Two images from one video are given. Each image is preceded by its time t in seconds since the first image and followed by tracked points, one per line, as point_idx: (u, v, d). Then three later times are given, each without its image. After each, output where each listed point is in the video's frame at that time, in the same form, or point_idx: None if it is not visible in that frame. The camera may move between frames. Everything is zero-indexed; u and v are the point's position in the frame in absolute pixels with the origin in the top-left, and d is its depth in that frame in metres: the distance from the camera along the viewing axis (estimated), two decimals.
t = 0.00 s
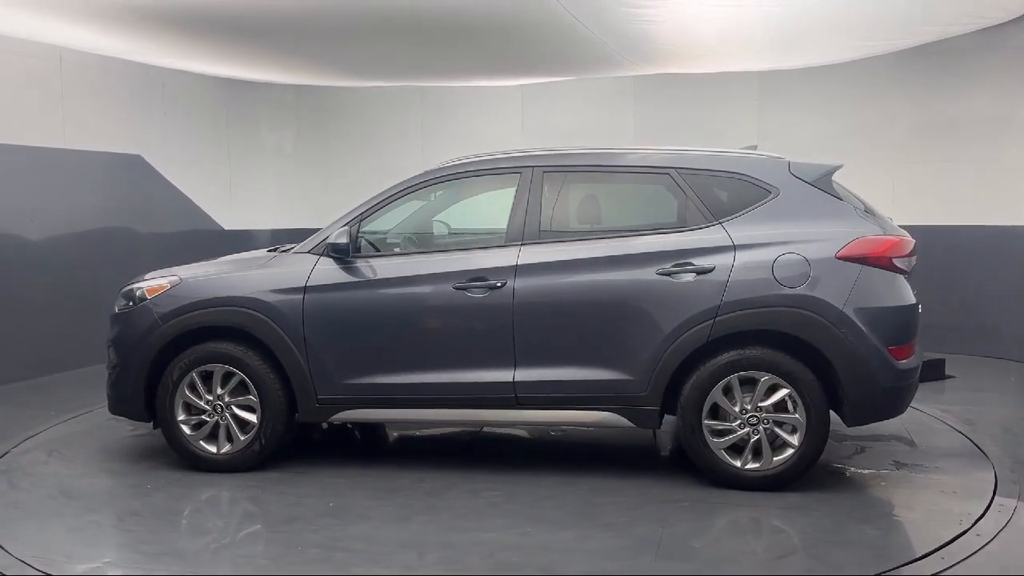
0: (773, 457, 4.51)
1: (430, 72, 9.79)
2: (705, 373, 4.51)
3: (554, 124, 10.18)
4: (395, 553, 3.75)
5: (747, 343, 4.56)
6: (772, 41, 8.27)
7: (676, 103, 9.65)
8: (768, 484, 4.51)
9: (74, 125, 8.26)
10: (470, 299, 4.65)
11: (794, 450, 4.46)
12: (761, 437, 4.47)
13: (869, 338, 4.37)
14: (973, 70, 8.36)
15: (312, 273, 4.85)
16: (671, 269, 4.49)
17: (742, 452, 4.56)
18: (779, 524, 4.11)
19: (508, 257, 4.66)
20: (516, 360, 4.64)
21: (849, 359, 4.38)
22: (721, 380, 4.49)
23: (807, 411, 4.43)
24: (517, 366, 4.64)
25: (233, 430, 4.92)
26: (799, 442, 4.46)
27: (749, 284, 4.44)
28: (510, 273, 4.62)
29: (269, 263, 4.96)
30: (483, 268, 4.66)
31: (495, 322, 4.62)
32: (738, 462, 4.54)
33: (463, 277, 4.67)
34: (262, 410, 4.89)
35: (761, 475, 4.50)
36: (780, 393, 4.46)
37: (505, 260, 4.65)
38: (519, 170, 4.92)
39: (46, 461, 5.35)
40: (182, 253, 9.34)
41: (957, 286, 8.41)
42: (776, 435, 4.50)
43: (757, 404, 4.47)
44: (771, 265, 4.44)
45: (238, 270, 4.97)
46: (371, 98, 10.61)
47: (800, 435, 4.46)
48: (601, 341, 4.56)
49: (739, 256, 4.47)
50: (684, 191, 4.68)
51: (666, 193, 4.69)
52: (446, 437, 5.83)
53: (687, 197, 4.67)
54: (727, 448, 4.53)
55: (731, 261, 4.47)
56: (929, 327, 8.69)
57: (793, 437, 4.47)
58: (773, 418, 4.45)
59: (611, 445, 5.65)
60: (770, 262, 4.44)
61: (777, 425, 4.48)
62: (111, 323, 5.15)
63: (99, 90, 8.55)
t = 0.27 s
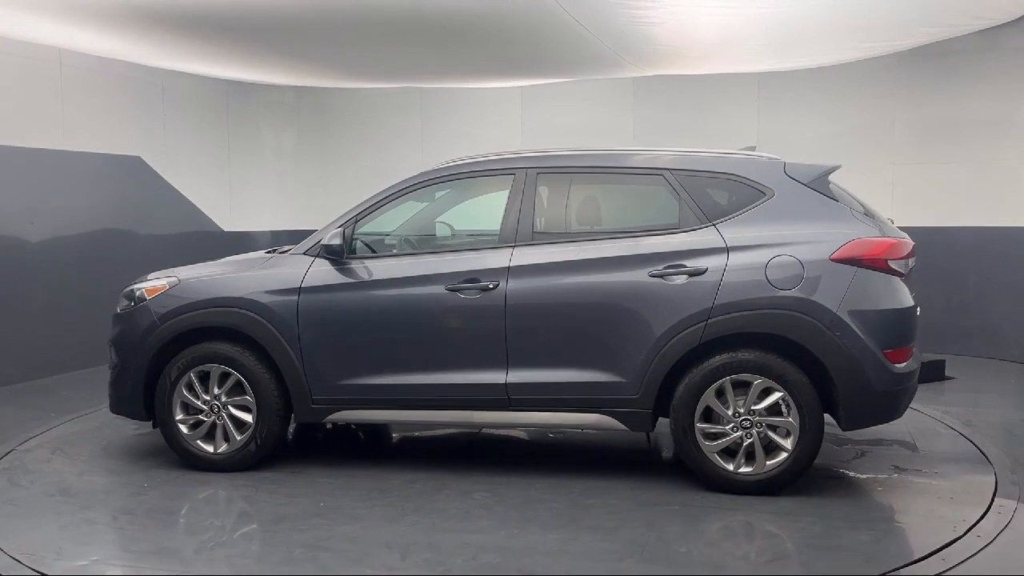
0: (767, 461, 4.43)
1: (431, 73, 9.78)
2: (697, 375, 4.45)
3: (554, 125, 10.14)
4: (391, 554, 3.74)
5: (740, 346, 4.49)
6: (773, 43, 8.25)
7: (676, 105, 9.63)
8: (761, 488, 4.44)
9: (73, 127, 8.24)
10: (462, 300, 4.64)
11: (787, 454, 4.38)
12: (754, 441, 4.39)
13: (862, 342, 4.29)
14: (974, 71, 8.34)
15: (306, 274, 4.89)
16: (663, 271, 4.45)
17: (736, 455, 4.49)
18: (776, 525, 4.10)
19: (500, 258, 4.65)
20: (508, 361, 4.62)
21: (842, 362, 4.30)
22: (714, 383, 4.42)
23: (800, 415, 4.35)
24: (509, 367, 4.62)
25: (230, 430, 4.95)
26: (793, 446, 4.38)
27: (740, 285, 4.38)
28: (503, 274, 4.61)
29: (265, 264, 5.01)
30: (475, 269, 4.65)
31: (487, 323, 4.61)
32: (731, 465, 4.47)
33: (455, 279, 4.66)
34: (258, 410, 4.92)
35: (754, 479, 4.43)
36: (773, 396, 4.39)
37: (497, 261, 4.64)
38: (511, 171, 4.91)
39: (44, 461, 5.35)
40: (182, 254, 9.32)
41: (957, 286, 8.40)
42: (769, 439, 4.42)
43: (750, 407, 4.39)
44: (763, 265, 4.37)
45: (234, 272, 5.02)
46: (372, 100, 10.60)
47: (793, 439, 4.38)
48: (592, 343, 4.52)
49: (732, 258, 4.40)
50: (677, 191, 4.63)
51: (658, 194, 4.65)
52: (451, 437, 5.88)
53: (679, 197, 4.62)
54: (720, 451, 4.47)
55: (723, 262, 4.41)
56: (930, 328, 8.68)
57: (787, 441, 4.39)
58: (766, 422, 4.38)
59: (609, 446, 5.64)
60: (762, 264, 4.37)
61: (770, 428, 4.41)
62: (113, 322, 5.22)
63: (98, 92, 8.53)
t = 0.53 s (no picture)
0: (760, 463, 4.37)
1: (430, 74, 9.78)
2: (689, 377, 4.41)
3: (553, 125, 10.13)
4: (388, 555, 3.74)
5: (734, 347, 4.44)
6: (773, 43, 8.24)
7: (675, 106, 9.63)
8: (754, 491, 4.38)
9: (72, 128, 8.24)
10: (454, 301, 4.64)
11: (779, 457, 4.32)
12: (747, 444, 4.34)
13: (857, 344, 4.23)
14: (974, 72, 8.34)
15: (302, 274, 4.91)
16: (655, 272, 4.41)
17: (729, 457, 4.44)
18: (773, 526, 4.10)
19: (494, 258, 4.65)
20: (500, 362, 4.61)
21: (836, 365, 4.24)
22: (706, 385, 4.38)
23: (793, 417, 4.28)
24: (501, 368, 4.61)
25: (227, 429, 4.98)
26: (785, 450, 4.31)
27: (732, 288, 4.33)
28: (495, 275, 4.61)
29: (261, 265, 5.03)
30: (465, 270, 4.65)
31: (479, 324, 4.60)
32: (724, 468, 4.42)
33: (447, 280, 4.66)
34: (254, 410, 4.94)
35: (747, 482, 4.38)
36: (766, 398, 4.33)
37: (489, 262, 4.64)
38: (504, 172, 4.91)
39: (43, 462, 5.35)
40: (181, 256, 9.32)
41: (957, 287, 8.40)
42: (762, 442, 4.36)
43: (742, 409, 4.34)
44: (756, 267, 4.32)
45: (231, 271, 5.04)
46: (372, 101, 10.62)
47: (786, 443, 4.31)
48: (586, 345, 4.50)
49: (724, 260, 4.36)
50: (670, 191, 4.61)
51: (652, 195, 4.63)
52: (451, 437, 5.90)
53: (672, 197, 4.59)
54: (713, 453, 4.42)
55: (715, 264, 4.37)
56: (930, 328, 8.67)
57: (780, 444, 4.33)
58: (759, 424, 4.32)
59: (607, 446, 5.64)
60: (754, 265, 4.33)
61: (764, 431, 4.35)
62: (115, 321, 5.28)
63: (97, 93, 8.53)
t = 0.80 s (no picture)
0: (752, 466, 4.34)
1: (430, 74, 9.77)
2: (680, 378, 4.39)
3: (552, 125, 10.12)
4: (389, 555, 3.74)
5: (726, 349, 4.41)
6: (772, 43, 8.22)
7: (675, 106, 9.62)
8: (746, 494, 4.35)
9: (72, 129, 8.23)
10: (447, 301, 4.65)
11: (771, 460, 4.29)
12: (738, 446, 4.31)
13: (851, 346, 4.20)
14: (973, 71, 8.34)
15: (297, 274, 4.94)
16: (646, 273, 4.41)
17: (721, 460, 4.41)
18: (774, 526, 4.10)
19: (485, 258, 4.66)
20: (492, 363, 4.61)
21: (828, 366, 4.21)
22: (697, 387, 4.35)
23: (785, 419, 4.25)
24: (494, 368, 4.61)
25: (224, 427, 5.01)
26: (777, 452, 4.28)
27: (723, 289, 4.32)
28: (487, 274, 4.62)
29: (257, 264, 5.06)
30: (457, 270, 4.66)
31: (471, 324, 4.61)
32: (715, 471, 4.39)
33: (440, 279, 4.68)
34: (250, 409, 4.97)
35: (739, 485, 4.34)
36: (758, 400, 4.30)
37: (481, 262, 4.65)
38: (499, 171, 4.90)
39: (42, 462, 5.35)
40: (181, 256, 9.31)
41: (957, 287, 8.41)
42: (754, 444, 4.33)
43: (734, 411, 4.31)
44: (748, 268, 4.30)
45: (228, 271, 5.08)
46: (371, 102, 10.63)
47: (778, 445, 4.28)
48: (576, 344, 4.50)
49: (716, 260, 4.35)
50: (664, 191, 4.59)
51: (643, 196, 4.62)
52: (451, 437, 5.91)
53: (664, 197, 4.58)
54: (704, 455, 4.39)
55: (707, 265, 4.35)
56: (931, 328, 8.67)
57: (771, 447, 4.30)
58: (750, 427, 4.29)
59: (606, 446, 5.63)
60: (746, 266, 4.31)
61: (755, 433, 4.32)
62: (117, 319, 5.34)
63: (97, 94, 8.51)
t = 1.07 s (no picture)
0: (744, 469, 4.32)
1: (430, 75, 9.77)
2: (672, 380, 4.36)
3: (552, 125, 10.11)
4: (391, 556, 3.75)
5: (718, 350, 4.39)
6: (772, 43, 8.21)
7: (674, 106, 9.61)
8: (738, 497, 4.32)
9: (72, 130, 8.23)
10: (440, 301, 4.67)
11: (763, 464, 4.26)
12: (730, 449, 4.28)
13: (843, 348, 4.16)
14: (973, 72, 8.33)
15: (293, 274, 4.97)
16: (638, 274, 4.40)
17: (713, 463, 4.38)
18: (775, 528, 4.10)
19: (476, 258, 4.67)
20: (485, 364, 4.62)
21: (821, 369, 4.18)
22: (689, 389, 4.33)
23: (777, 422, 4.23)
24: (486, 370, 4.62)
25: (221, 426, 5.05)
26: (770, 455, 4.25)
27: (714, 290, 4.30)
28: (479, 275, 4.63)
29: (255, 265, 5.10)
30: (454, 270, 4.67)
31: (463, 325, 4.62)
32: (708, 473, 4.36)
33: (434, 280, 4.70)
34: (247, 409, 5.01)
35: (730, 488, 4.31)
36: (750, 402, 4.27)
37: (472, 263, 4.66)
38: (494, 172, 4.90)
39: (41, 462, 5.35)
40: (182, 257, 9.31)
41: (958, 287, 8.41)
42: (746, 448, 4.30)
43: (726, 414, 4.28)
44: (740, 269, 4.28)
45: (226, 271, 5.12)
46: (371, 102, 10.64)
47: (770, 448, 4.25)
48: (568, 345, 4.49)
49: (708, 261, 4.33)
50: (656, 191, 4.58)
51: (635, 196, 4.60)
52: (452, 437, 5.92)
53: (657, 197, 4.56)
54: (696, 458, 4.37)
55: (699, 266, 4.34)
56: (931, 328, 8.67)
57: (764, 450, 4.27)
58: (743, 429, 4.26)
59: (606, 447, 5.63)
60: (737, 268, 4.29)
61: (747, 436, 4.29)
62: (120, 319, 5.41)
63: (96, 94, 8.50)
